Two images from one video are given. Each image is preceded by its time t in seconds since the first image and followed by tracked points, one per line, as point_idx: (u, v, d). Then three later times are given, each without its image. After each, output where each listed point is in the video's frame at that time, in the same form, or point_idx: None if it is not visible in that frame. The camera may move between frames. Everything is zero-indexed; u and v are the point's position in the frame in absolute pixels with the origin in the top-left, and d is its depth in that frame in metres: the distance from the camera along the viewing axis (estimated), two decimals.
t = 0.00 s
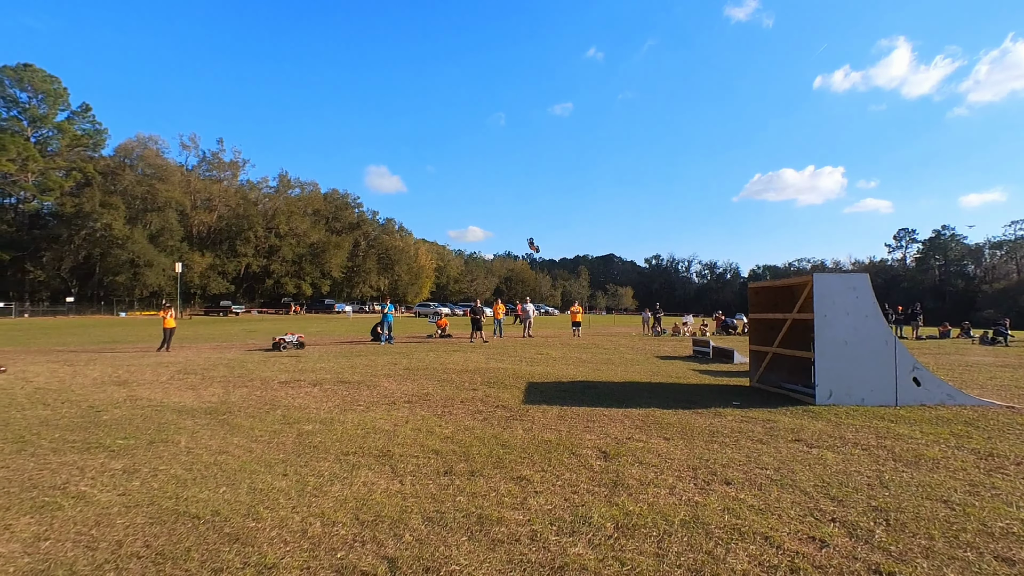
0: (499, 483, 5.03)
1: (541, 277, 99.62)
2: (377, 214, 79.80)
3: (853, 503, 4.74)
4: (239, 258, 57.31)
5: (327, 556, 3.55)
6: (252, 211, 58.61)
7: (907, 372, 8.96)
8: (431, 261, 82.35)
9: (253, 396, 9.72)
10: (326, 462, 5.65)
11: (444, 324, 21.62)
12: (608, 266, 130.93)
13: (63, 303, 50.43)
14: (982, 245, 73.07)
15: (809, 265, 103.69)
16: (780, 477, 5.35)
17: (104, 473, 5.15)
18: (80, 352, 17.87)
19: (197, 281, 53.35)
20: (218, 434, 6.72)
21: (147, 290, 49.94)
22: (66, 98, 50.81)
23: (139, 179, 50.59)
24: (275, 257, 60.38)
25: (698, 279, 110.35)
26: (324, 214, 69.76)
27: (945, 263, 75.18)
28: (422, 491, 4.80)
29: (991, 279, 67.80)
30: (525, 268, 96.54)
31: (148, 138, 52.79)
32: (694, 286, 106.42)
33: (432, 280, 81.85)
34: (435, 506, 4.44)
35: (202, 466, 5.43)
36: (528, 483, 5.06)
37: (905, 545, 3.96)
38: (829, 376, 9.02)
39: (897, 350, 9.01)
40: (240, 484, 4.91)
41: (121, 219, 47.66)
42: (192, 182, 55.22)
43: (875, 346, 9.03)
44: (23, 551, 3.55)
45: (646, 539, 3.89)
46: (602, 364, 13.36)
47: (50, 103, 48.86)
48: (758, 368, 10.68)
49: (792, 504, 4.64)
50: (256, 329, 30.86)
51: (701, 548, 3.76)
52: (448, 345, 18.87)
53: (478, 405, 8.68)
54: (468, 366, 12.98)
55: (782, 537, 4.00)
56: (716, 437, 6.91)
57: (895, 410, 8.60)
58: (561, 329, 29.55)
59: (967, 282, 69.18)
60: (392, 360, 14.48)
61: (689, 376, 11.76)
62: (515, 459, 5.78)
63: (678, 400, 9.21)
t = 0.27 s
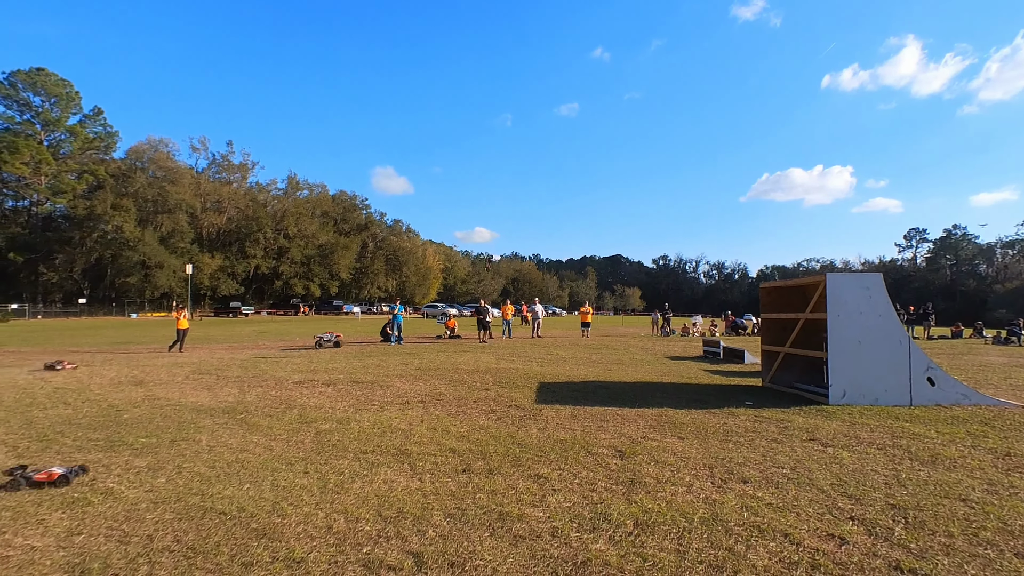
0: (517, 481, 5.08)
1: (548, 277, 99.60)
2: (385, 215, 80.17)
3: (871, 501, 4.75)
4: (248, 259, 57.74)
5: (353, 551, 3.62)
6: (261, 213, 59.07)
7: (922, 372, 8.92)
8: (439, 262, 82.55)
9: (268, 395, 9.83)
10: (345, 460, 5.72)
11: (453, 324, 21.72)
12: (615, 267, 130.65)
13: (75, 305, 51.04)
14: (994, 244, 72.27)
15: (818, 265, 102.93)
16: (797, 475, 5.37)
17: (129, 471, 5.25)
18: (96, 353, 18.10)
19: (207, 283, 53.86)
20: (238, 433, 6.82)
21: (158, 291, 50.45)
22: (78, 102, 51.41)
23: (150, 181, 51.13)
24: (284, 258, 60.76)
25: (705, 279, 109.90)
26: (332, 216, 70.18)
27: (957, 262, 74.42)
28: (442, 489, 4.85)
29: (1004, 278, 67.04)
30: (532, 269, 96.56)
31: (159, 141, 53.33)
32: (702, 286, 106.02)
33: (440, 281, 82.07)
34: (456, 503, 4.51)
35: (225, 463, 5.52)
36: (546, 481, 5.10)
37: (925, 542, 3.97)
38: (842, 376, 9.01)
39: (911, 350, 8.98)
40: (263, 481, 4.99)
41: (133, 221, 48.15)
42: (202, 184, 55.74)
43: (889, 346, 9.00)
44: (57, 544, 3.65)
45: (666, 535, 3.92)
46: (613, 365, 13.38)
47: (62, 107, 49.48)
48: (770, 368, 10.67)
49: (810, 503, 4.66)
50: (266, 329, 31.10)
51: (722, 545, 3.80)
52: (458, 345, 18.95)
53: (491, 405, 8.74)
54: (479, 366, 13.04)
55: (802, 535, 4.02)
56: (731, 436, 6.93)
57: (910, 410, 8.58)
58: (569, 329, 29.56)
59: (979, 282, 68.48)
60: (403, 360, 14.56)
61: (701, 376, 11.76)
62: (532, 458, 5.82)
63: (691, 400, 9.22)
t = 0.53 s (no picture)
0: (527, 475, 5.16)
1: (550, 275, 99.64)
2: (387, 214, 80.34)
3: (877, 494, 4.82)
4: (251, 258, 57.89)
5: (371, 541, 3.70)
6: (264, 212, 59.22)
7: (926, 368, 8.98)
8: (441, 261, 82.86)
9: (276, 392, 9.91)
10: (358, 455, 5.82)
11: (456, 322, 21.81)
12: (617, 265, 130.87)
13: (80, 303, 51.26)
14: (997, 241, 72.14)
15: (820, 263, 102.80)
16: (804, 469, 5.43)
17: (146, 465, 5.34)
18: (102, 351, 18.21)
19: (210, 281, 54.04)
20: (250, 429, 6.91)
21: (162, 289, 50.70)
22: (81, 101, 51.52)
23: (154, 180, 51.28)
24: (286, 256, 60.93)
25: (707, 277, 109.88)
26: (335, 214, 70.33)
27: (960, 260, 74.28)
28: (454, 482, 4.94)
29: (1007, 276, 66.93)
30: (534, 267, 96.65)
31: (162, 140, 53.46)
32: (704, 284, 106.01)
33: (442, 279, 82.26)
34: (469, 496, 4.59)
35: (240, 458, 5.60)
36: (557, 475, 5.19)
37: (931, 534, 4.04)
38: (847, 373, 9.06)
39: (915, 347, 9.02)
40: (278, 475, 5.08)
41: (136, 220, 48.28)
42: (205, 183, 55.90)
43: (892, 342, 9.06)
44: (82, 535, 3.73)
45: (676, 527, 4.00)
46: (618, 362, 13.45)
47: (66, 106, 49.58)
48: (774, 365, 10.72)
49: (817, 496, 4.72)
50: (270, 328, 31.22)
51: (731, 536, 3.87)
52: (462, 343, 19.02)
53: (498, 402, 8.81)
54: (483, 364, 13.11)
55: (810, 526, 4.10)
56: (738, 432, 7.00)
57: (915, 406, 8.62)
58: (572, 327, 29.61)
59: (982, 279, 68.41)
60: (408, 358, 14.64)
61: (705, 373, 11.82)
62: (542, 453, 5.90)
63: (697, 396, 9.29)
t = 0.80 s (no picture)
0: (523, 464, 5.25)
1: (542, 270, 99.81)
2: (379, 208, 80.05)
3: (863, 480, 4.96)
4: (242, 252, 57.54)
5: (370, 528, 3.77)
6: (255, 205, 58.80)
7: (913, 360, 9.16)
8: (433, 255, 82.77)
9: (271, 385, 9.95)
10: (355, 445, 5.87)
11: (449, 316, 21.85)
12: (609, 259, 131.30)
13: (69, 298, 50.76)
14: (985, 236, 72.99)
15: (810, 257, 103.62)
16: (793, 457, 5.57)
17: (145, 455, 5.39)
18: (94, 345, 18.12)
19: (201, 276, 53.66)
20: (246, 421, 6.96)
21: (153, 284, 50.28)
22: (69, 93, 50.74)
23: (144, 174, 50.75)
24: (278, 251, 60.53)
25: (699, 272, 110.48)
26: (327, 208, 69.95)
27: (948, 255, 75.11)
28: (450, 471, 5.02)
29: (994, 270, 67.80)
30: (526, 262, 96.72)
31: (151, 133, 52.86)
32: (695, 279, 106.64)
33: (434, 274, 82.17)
34: (465, 484, 4.67)
35: (239, 448, 5.66)
36: (552, 463, 5.28)
37: (914, 517, 4.18)
38: (836, 364, 9.22)
39: (902, 339, 9.19)
40: (276, 465, 5.14)
41: (125, 213, 47.77)
42: (195, 176, 55.40)
43: (881, 335, 9.23)
44: (83, 523, 3.77)
45: (668, 512, 4.10)
46: (610, 355, 13.60)
47: (53, 98, 48.89)
48: (765, 357, 10.88)
49: (804, 482, 4.86)
50: (262, 322, 31.15)
51: (722, 520, 3.98)
52: (456, 337, 19.10)
53: (492, 394, 8.90)
54: (478, 357, 13.20)
55: (797, 511, 4.22)
56: (728, 422, 7.13)
57: (901, 397, 8.80)
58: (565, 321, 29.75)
59: (970, 274, 69.29)
60: (402, 351, 14.72)
61: (697, 366, 11.98)
62: (536, 443, 5.99)
63: (689, 388, 9.43)
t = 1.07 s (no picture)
0: (497, 452, 5.36)
1: (522, 263, 99.97)
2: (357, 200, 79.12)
3: (822, 464, 5.19)
4: (215, 244, 56.34)
5: (345, 514, 3.83)
6: (228, 196, 57.51)
7: (875, 350, 9.51)
8: (412, 248, 82.23)
9: (246, 377, 9.88)
10: (330, 436, 5.90)
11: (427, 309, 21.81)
12: (588, 252, 132.18)
13: (33, 290, 49.08)
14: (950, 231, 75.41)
15: (784, 251, 105.84)
16: (757, 443, 5.78)
17: (116, 447, 5.33)
18: (60, 338, 17.64)
19: (173, 268, 52.37)
20: (220, 413, 6.91)
21: (122, 276, 48.96)
22: (31, 78, 48.70)
23: (112, 163, 49.18)
24: (253, 243, 59.43)
25: (676, 265, 112.00)
26: (303, 200, 68.83)
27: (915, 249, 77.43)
28: (425, 460, 5.09)
29: (959, 264, 70.18)
30: (506, 255, 96.71)
31: (120, 121, 51.21)
32: (672, 272, 108.09)
33: (413, 267, 81.65)
34: (439, 472, 4.75)
35: (212, 439, 5.64)
36: (525, 451, 5.39)
37: (867, 498, 4.41)
38: (802, 354, 9.53)
39: (865, 330, 9.53)
40: (251, 455, 5.14)
41: (92, 203, 46.28)
42: (166, 166, 53.93)
43: (845, 325, 9.55)
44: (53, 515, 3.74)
45: (636, 496, 4.25)
46: (586, 347, 13.79)
47: (13, 82, 46.92)
48: (735, 348, 11.18)
49: (766, 466, 5.06)
50: (236, 315, 30.66)
51: (687, 503, 4.14)
52: (433, 329, 19.11)
53: (469, 385, 8.98)
54: (455, 349, 13.26)
55: (759, 493, 4.41)
56: (698, 411, 7.34)
57: (863, 385, 9.15)
58: (543, 314, 29.94)
59: (936, 268, 71.63)
60: (379, 343, 14.70)
61: (670, 357, 12.24)
62: (510, 432, 6.10)
63: (661, 378, 9.66)
